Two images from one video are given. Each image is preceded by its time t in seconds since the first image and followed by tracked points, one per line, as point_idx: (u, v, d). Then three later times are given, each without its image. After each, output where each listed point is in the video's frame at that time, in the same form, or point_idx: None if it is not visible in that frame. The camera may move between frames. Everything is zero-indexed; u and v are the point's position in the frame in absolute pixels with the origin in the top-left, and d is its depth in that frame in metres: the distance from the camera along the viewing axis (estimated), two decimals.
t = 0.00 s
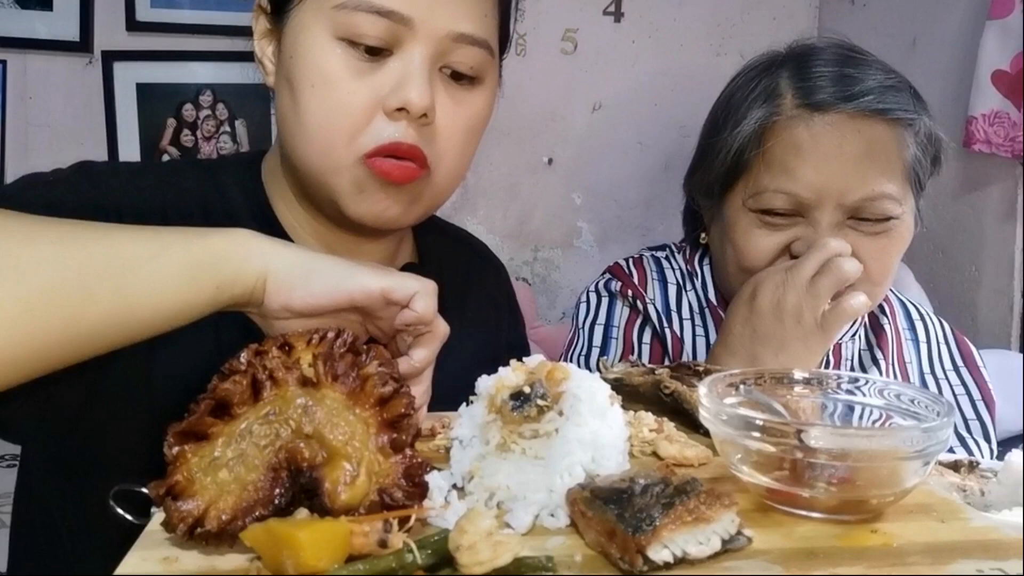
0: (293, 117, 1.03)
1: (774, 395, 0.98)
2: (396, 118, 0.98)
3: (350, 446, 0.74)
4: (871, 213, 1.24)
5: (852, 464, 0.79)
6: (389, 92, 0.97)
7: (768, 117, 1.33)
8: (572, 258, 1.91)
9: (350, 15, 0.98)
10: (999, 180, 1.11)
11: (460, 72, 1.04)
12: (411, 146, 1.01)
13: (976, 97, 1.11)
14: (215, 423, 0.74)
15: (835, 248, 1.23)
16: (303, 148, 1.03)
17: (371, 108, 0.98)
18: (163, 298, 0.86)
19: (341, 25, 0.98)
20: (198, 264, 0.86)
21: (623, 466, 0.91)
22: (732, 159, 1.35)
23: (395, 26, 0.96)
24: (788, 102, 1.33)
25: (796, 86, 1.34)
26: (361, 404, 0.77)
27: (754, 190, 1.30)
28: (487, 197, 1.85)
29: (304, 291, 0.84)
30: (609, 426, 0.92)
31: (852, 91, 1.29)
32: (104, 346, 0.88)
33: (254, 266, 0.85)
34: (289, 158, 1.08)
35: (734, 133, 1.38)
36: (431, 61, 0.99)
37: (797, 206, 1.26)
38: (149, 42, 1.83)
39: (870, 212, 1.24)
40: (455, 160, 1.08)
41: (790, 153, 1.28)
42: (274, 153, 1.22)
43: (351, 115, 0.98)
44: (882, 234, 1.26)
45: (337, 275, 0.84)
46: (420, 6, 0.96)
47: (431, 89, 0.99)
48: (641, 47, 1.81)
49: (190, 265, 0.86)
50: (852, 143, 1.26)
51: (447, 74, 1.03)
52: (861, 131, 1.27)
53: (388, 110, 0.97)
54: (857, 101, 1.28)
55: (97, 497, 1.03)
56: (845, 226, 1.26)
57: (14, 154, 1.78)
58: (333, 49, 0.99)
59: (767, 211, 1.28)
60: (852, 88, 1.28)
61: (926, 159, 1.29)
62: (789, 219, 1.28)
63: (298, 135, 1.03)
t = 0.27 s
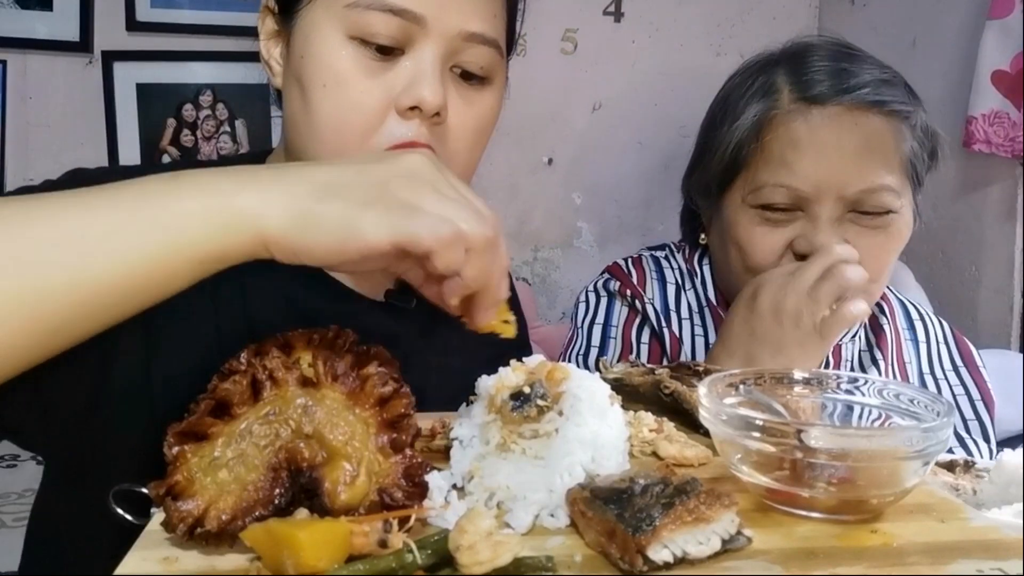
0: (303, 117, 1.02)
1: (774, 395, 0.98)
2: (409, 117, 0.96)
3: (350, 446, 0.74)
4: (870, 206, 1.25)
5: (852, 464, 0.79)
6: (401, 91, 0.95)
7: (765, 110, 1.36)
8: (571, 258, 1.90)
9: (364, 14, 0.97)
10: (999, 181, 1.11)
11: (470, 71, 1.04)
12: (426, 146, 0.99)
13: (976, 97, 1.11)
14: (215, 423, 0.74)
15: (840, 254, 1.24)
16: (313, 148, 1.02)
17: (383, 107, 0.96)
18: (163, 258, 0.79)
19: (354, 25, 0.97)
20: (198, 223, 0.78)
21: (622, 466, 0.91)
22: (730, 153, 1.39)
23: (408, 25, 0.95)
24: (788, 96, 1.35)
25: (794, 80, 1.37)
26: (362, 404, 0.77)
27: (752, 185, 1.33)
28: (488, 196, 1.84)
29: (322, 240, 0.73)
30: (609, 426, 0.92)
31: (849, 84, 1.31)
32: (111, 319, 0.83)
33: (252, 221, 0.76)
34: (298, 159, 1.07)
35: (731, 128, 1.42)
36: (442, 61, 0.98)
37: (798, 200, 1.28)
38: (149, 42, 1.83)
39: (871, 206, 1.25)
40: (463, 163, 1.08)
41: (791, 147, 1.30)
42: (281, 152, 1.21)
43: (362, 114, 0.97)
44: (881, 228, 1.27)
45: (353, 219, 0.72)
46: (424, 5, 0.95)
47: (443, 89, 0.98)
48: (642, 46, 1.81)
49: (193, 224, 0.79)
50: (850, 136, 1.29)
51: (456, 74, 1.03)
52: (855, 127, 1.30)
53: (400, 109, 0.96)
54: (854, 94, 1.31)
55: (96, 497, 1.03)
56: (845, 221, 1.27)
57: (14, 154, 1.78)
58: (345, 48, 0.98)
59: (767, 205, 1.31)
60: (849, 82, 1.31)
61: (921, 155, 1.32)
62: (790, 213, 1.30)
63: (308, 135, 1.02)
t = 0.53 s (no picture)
0: (300, 102, 1.01)
1: (774, 395, 0.98)
2: (407, 94, 0.94)
3: (350, 446, 0.74)
4: (881, 200, 1.26)
5: (852, 464, 0.79)
6: (400, 69, 0.94)
7: (771, 108, 1.37)
8: (572, 258, 1.90)
9: None
10: (999, 181, 1.11)
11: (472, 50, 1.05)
12: (425, 123, 0.96)
13: (976, 97, 1.10)
14: (215, 423, 0.74)
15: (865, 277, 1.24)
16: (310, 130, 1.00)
17: (381, 84, 0.95)
18: (152, 271, 0.70)
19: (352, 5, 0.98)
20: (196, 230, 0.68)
21: (622, 466, 0.91)
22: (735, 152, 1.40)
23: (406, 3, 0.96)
24: (790, 93, 1.37)
25: (796, 79, 1.38)
26: (362, 404, 0.77)
27: (762, 182, 1.34)
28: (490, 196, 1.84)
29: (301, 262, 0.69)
30: (610, 426, 0.92)
31: (852, 80, 1.32)
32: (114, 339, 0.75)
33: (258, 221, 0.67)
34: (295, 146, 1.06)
35: (734, 130, 1.43)
36: (442, 39, 0.98)
37: (808, 196, 1.28)
38: (149, 42, 1.83)
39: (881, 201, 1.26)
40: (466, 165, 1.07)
41: (797, 143, 1.31)
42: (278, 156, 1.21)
43: (360, 93, 0.95)
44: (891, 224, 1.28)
45: (339, 211, 0.67)
46: (424, 4, 0.96)
47: (443, 68, 0.97)
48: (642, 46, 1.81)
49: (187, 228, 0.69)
50: (853, 133, 1.30)
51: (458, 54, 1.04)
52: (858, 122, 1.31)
53: (398, 86, 0.94)
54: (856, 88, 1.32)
55: (96, 497, 1.03)
56: (856, 215, 1.28)
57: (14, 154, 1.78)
58: (342, 30, 0.97)
59: (781, 204, 1.31)
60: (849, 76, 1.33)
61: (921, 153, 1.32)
62: (801, 212, 1.30)
63: (304, 118, 1.01)
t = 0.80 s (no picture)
0: (291, 96, 1.02)
1: (774, 395, 0.98)
2: (397, 88, 0.94)
3: (349, 446, 0.74)
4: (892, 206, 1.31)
5: (852, 464, 0.79)
6: (391, 62, 0.94)
7: (788, 113, 1.42)
8: (572, 259, 1.91)
9: None
10: (998, 181, 1.11)
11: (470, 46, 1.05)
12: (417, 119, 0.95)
13: (976, 97, 1.10)
14: (214, 423, 0.74)
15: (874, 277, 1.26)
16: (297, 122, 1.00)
17: (371, 77, 0.95)
18: (152, 269, 0.73)
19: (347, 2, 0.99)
20: (202, 219, 0.72)
21: (623, 466, 0.91)
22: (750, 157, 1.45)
23: None
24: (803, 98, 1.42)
25: (810, 83, 1.44)
26: (362, 404, 0.77)
27: (777, 187, 1.39)
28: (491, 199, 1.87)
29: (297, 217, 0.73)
30: (610, 426, 0.92)
31: (868, 84, 1.36)
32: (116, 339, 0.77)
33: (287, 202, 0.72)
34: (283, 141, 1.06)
35: (749, 132, 1.48)
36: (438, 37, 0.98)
37: (821, 201, 1.34)
38: (149, 42, 1.83)
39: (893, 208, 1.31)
40: (468, 165, 1.07)
41: (808, 148, 1.37)
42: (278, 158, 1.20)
43: (348, 86, 0.95)
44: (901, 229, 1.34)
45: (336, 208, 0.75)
46: (421, 4, 0.96)
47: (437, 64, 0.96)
48: (642, 46, 1.76)
49: (193, 218, 0.72)
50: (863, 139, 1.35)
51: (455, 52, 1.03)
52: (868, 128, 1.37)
53: (387, 80, 0.93)
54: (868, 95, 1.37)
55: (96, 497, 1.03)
56: (868, 221, 1.33)
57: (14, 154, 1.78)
58: (335, 25, 0.98)
59: (793, 208, 1.36)
60: (861, 81, 1.37)
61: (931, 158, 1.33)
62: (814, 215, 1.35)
63: (294, 112, 1.01)
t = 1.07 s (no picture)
0: (304, 111, 1.01)
1: (774, 396, 0.98)
2: (415, 110, 0.95)
3: (349, 446, 0.74)
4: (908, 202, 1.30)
5: (852, 464, 0.79)
6: (408, 84, 0.94)
7: (805, 107, 1.42)
8: (572, 258, 1.91)
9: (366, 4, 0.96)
10: (998, 181, 1.11)
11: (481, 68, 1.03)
12: (432, 139, 0.98)
13: (976, 97, 1.10)
14: (215, 423, 0.74)
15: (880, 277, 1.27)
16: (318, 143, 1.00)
17: (389, 99, 0.95)
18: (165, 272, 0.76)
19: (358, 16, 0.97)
20: (191, 237, 0.75)
21: (622, 466, 0.91)
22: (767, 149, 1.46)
23: (414, 13, 0.94)
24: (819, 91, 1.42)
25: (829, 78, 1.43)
26: (362, 404, 0.77)
27: (793, 180, 1.40)
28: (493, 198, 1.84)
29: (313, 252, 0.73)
30: (611, 427, 0.92)
31: (881, 82, 1.35)
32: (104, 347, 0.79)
33: (252, 229, 0.74)
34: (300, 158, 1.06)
35: (764, 129, 1.48)
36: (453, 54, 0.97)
37: (839, 194, 1.33)
38: (149, 42, 1.83)
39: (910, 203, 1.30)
40: (471, 168, 1.07)
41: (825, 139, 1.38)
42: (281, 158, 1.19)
43: (366, 108, 0.96)
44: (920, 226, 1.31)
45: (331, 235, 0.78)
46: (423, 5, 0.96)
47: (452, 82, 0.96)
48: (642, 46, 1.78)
49: (181, 236, 0.76)
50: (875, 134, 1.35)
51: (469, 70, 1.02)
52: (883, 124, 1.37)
53: (406, 102, 0.94)
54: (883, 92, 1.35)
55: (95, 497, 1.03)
56: (886, 217, 1.32)
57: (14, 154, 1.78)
58: (350, 41, 0.97)
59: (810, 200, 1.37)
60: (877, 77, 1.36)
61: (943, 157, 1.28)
62: (833, 209, 1.35)
63: (309, 129, 1.01)
